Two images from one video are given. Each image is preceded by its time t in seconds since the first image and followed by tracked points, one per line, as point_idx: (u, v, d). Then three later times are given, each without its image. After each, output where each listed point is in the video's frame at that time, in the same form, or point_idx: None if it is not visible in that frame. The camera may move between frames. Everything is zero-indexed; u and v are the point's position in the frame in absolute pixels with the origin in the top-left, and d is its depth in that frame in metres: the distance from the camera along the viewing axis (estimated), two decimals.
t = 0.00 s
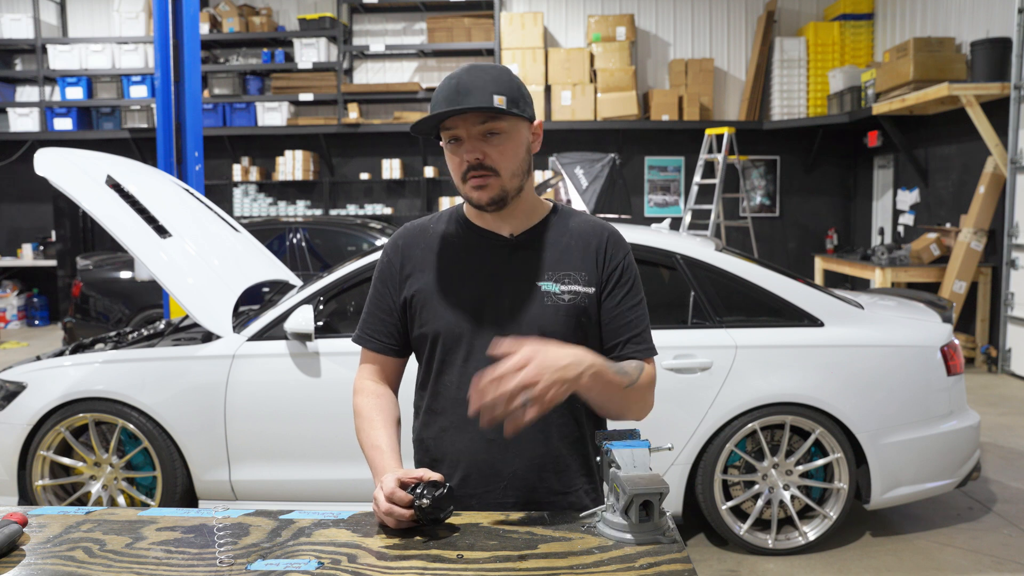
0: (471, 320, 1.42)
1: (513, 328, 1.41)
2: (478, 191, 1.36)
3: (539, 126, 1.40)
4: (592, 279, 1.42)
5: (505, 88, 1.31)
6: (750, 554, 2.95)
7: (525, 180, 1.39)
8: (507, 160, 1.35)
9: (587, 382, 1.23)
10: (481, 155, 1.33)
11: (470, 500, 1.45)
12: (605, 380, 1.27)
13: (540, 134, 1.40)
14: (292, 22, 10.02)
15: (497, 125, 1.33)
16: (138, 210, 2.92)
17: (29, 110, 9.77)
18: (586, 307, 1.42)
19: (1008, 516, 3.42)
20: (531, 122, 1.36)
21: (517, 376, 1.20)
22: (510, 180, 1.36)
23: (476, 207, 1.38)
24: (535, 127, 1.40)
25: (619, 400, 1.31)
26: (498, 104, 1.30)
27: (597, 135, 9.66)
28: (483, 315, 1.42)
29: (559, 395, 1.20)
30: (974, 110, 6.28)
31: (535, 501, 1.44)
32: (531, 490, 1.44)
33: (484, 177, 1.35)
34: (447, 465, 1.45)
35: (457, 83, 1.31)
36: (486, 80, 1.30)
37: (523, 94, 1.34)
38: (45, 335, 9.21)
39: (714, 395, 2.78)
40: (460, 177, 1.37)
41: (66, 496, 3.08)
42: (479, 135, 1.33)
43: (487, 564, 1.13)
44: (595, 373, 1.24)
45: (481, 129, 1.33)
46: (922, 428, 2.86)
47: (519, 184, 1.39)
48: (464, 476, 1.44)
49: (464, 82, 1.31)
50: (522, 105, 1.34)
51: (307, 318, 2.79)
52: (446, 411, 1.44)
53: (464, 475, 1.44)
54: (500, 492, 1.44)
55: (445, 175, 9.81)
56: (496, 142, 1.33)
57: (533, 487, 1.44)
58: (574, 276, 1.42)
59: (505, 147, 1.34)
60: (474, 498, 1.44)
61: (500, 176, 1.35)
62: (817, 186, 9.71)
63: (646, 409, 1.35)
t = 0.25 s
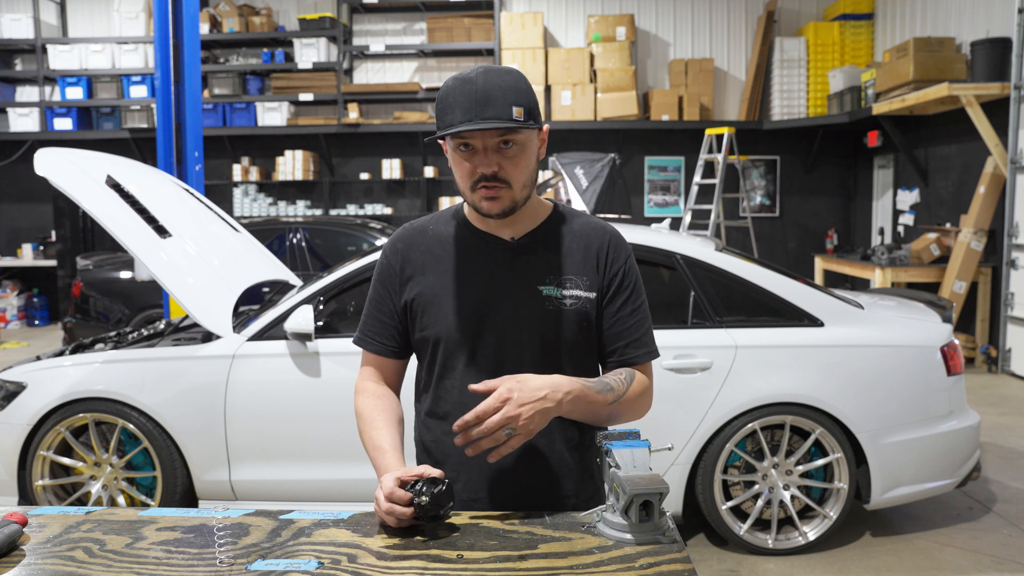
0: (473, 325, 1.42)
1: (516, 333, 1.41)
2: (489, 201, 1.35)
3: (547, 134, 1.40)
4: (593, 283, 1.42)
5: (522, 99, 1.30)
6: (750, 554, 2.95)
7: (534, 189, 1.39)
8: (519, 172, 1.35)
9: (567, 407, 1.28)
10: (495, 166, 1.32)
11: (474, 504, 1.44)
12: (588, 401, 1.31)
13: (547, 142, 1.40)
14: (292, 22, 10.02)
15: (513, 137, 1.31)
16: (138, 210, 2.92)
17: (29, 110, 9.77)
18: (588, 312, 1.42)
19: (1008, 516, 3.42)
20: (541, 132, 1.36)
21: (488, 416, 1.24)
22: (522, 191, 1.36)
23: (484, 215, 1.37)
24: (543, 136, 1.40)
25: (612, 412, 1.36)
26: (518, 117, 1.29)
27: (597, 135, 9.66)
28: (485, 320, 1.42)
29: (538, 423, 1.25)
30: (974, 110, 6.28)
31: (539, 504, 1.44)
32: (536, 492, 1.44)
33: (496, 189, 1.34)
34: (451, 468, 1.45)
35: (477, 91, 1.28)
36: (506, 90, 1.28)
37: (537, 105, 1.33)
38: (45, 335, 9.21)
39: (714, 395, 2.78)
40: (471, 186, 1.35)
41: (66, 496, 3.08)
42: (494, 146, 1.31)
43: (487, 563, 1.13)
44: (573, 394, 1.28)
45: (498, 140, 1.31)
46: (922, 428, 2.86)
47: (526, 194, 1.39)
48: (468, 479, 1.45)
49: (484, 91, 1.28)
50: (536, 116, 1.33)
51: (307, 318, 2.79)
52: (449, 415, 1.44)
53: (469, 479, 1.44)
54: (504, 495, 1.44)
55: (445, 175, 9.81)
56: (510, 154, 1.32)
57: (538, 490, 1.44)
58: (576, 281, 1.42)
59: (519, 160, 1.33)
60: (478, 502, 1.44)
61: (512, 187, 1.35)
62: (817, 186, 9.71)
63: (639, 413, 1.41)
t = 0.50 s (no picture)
0: (477, 327, 1.42)
1: (519, 335, 1.41)
2: (493, 201, 1.35)
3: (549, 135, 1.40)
4: (597, 287, 1.43)
5: (527, 97, 1.30)
6: (750, 554, 2.95)
7: (539, 189, 1.39)
8: (524, 171, 1.34)
9: (578, 410, 1.29)
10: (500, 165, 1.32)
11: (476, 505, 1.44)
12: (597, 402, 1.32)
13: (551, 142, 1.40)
14: (292, 22, 10.02)
15: (517, 135, 1.31)
16: (138, 210, 2.92)
17: (29, 110, 9.77)
18: (592, 315, 1.42)
19: (1008, 516, 3.42)
20: (545, 131, 1.36)
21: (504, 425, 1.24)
22: (526, 190, 1.35)
23: (489, 215, 1.37)
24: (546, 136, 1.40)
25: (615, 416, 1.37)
26: (522, 115, 1.29)
27: (597, 135, 9.66)
28: (488, 322, 1.42)
29: (553, 426, 1.26)
30: (974, 110, 6.28)
31: (540, 504, 1.44)
32: (537, 492, 1.44)
33: (501, 188, 1.34)
34: (452, 469, 1.45)
35: (481, 89, 1.28)
36: (510, 89, 1.28)
37: (541, 103, 1.33)
38: (45, 335, 9.21)
39: (714, 395, 2.78)
40: (475, 186, 1.35)
41: (66, 496, 3.08)
42: (499, 145, 1.32)
43: (487, 564, 1.13)
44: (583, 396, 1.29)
45: (502, 139, 1.31)
46: (922, 428, 2.86)
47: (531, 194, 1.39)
48: (470, 480, 1.44)
49: (488, 89, 1.28)
50: (540, 114, 1.33)
51: (307, 318, 2.79)
52: (452, 416, 1.44)
53: (471, 481, 1.44)
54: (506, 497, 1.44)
55: (445, 175, 9.82)
56: (515, 152, 1.32)
57: (540, 490, 1.44)
58: (580, 284, 1.42)
59: (524, 158, 1.33)
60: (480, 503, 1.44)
61: (517, 186, 1.34)
62: (817, 186, 9.71)
63: (642, 412, 1.43)
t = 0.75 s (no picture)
0: (475, 327, 1.41)
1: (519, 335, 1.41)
2: (494, 190, 1.35)
3: (557, 138, 1.42)
4: (596, 287, 1.43)
5: (539, 91, 1.31)
6: (750, 554, 2.95)
7: (540, 187, 1.39)
8: (528, 164, 1.35)
9: (583, 410, 1.30)
10: (505, 152, 1.32)
11: (475, 505, 1.44)
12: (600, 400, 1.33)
13: (556, 146, 1.42)
14: (292, 22, 10.02)
15: (526, 126, 1.33)
16: (138, 210, 2.92)
17: (29, 110, 9.77)
18: (591, 315, 1.43)
19: (1008, 516, 3.42)
20: (551, 131, 1.38)
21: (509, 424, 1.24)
22: (528, 184, 1.36)
23: (488, 205, 1.36)
24: (552, 139, 1.41)
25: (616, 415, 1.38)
26: (533, 105, 1.30)
27: (597, 135, 9.66)
28: (488, 322, 1.42)
29: (557, 426, 1.26)
30: (974, 110, 6.28)
31: (540, 504, 1.44)
32: (537, 492, 1.44)
33: (503, 178, 1.34)
34: (451, 469, 1.45)
35: (495, 75, 1.30)
36: (523, 79, 1.30)
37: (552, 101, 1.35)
38: (45, 335, 9.21)
39: (714, 395, 2.78)
40: (478, 172, 1.34)
41: (66, 496, 3.08)
42: (507, 133, 1.33)
43: (487, 563, 1.13)
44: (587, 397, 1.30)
45: (510, 126, 1.32)
46: (922, 428, 2.86)
47: (531, 192, 1.39)
48: (469, 480, 1.44)
49: (501, 77, 1.30)
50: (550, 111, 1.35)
51: (307, 318, 2.79)
52: (450, 415, 1.44)
53: (471, 482, 1.44)
54: (506, 497, 1.44)
55: (445, 175, 9.82)
56: (521, 143, 1.33)
57: (540, 490, 1.44)
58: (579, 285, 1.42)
59: (530, 150, 1.34)
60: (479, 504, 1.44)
61: (520, 178, 1.35)
62: (817, 186, 9.71)
63: (643, 412, 1.43)
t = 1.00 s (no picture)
0: (471, 325, 1.41)
1: (515, 332, 1.41)
2: (506, 157, 1.36)
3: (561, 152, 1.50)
4: (592, 286, 1.43)
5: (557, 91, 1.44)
6: (750, 554, 2.95)
7: (543, 180, 1.41)
8: (540, 147, 1.40)
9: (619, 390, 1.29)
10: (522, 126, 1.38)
11: (473, 504, 1.44)
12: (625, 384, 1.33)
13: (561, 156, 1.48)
14: (292, 22, 10.02)
15: (543, 114, 1.42)
16: (138, 210, 2.92)
17: (29, 110, 9.77)
18: (587, 314, 1.43)
19: (1008, 516, 3.42)
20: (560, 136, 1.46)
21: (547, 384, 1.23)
22: (538, 165, 1.38)
23: (497, 175, 1.37)
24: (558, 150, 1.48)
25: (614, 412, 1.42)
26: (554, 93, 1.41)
27: (597, 135, 9.66)
28: (484, 320, 1.41)
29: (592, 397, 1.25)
30: (974, 110, 6.28)
31: (538, 502, 1.44)
32: (535, 491, 1.44)
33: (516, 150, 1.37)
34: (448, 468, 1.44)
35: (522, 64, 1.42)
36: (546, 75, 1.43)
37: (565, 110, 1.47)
38: (45, 335, 9.21)
39: (714, 395, 2.78)
40: (493, 142, 1.38)
41: (66, 496, 3.08)
42: (526, 114, 1.40)
43: (487, 564, 1.13)
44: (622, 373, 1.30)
45: (530, 110, 1.41)
46: (922, 428, 2.86)
47: (534, 182, 1.41)
48: (467, 479, 1.44)
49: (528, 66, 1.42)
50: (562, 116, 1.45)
51: (307, 318, 2.79)
52: (447, 415, 1.43)
53: (468, 480, 1.44)
54: (504, 496, 1.44)
55: (445, 175, 9.82)
56: (537, 126, 1.40)
57: (538, 489, 1.44)
58: (576, 284, 1.43)
59: (543, 136, 1.40)
60: (476, 503, 1.44)
61: (531, 155, 1.38)
62: (817, 186, 9.71)
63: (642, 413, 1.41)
